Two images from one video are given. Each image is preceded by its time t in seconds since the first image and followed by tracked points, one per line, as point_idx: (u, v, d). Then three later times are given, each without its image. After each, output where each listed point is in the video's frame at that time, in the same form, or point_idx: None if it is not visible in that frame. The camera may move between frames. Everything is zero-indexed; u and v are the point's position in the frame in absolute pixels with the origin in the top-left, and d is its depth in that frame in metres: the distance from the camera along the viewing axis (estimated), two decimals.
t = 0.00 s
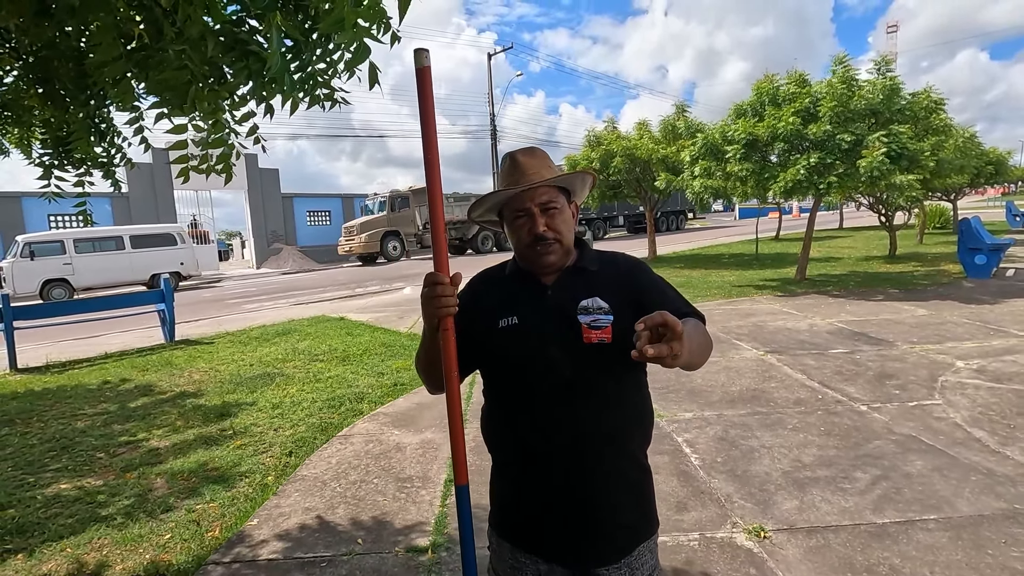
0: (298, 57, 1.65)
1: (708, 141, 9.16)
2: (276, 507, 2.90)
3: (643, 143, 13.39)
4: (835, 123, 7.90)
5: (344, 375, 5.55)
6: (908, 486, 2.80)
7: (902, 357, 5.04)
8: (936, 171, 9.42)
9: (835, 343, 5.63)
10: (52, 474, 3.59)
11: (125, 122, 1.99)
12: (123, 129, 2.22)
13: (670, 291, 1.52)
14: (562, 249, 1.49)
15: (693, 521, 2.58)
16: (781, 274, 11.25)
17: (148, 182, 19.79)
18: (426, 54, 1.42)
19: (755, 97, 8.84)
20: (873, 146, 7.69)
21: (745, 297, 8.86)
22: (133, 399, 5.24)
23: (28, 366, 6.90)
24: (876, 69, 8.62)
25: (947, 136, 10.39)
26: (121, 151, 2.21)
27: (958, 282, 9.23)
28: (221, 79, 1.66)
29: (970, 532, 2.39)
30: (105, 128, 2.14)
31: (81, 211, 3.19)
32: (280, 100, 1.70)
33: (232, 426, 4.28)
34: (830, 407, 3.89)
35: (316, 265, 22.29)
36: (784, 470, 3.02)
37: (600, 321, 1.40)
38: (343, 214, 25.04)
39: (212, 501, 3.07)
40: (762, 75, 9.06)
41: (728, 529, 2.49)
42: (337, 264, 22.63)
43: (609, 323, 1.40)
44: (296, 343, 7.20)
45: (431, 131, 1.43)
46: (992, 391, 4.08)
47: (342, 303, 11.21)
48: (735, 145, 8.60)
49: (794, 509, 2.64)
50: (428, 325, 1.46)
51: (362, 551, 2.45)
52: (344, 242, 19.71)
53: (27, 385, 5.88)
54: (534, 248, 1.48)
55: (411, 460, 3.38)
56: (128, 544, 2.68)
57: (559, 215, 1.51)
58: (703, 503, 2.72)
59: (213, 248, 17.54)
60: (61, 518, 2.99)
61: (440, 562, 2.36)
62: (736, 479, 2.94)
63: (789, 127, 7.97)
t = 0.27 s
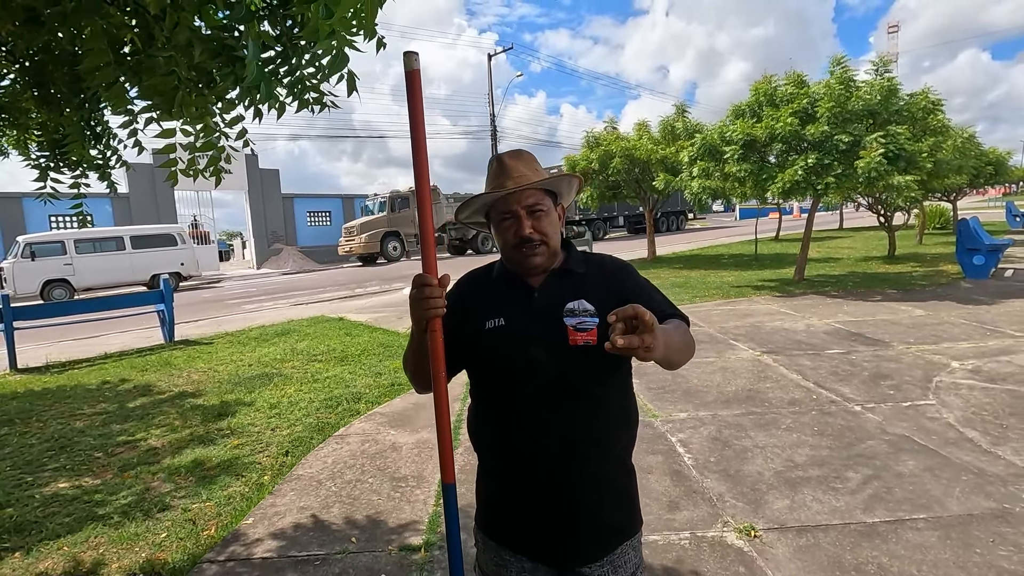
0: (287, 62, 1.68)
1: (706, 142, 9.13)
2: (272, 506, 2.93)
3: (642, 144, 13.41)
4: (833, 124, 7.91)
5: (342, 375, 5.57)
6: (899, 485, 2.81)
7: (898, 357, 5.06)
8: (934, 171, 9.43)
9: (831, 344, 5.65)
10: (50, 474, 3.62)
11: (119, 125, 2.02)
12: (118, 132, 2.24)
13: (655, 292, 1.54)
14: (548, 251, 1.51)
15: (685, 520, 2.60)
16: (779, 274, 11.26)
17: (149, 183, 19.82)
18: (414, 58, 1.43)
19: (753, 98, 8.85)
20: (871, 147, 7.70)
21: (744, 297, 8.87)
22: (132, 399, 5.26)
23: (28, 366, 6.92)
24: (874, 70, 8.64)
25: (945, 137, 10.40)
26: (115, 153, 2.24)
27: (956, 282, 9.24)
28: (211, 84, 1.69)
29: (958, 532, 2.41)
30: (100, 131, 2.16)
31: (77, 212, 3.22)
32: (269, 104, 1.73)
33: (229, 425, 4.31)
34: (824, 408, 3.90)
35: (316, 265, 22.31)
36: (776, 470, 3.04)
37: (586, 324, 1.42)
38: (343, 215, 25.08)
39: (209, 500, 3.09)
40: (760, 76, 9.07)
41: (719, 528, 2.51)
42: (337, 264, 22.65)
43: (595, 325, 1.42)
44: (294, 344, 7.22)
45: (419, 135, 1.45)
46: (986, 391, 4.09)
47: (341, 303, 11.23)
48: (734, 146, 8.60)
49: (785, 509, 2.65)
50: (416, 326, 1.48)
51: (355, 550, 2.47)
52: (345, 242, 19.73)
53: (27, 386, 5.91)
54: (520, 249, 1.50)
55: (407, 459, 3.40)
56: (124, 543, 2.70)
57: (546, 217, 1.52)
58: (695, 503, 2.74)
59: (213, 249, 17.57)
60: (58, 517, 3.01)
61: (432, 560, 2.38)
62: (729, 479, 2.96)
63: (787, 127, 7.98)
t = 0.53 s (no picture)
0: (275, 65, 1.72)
1: (704, 142, 9.17)
2: (267, 504, 2.95)
3: (641, 144, 13.44)
4: (830, 124, 7.93)
5: (339, 375, 5.60)
6: (889, 484, 2.83)
7: (892, 357, 5.08)
8: (931, 172, 9.46)
9: (827, 344, 5.67)
10: (47, 472, 3.64)
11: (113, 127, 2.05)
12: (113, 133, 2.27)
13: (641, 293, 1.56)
14: (535, 250, 1.52)
15: (676, 518, 2.62)
16: (777, 274, 11.29)
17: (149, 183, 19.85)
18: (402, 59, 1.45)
19: (751, 99, 8.88)
20: (868, 148, 7.72)
21: (741, 297, 8.89)
22: (130, 398, 5.28)
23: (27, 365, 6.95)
24: (871, 71, 8.66)
25: (943, 138, 10.42)
26: (110, 155, 2.27)
27: (954, 283, 9.26)
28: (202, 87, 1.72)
29: (946, 530, 2.43)
30: (95, 133, 2.19)
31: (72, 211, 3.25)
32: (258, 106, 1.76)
33: (226, 425, 4.33)
34: (818, 407, 3.92)
35: (316, 265, 22.34)
36: (768, 469, 3.05)
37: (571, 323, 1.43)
38: (343, 215, 25.11)
39: (204, 498, 3.11)
40: (758, 77, 9.09)
41: (709, 526, 2.53)
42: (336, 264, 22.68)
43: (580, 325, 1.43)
44: (293, 343, 7.24)
45: (406, 136, 1.47)
46: (979, 391, 4.11)
47: (340, 303, 11.25)
48: (731, 146, 8.61)
49: (775, 507, 2.67)
50: (403, 324, 1.50)
51: (348, 547, 2.49)
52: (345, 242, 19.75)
53: (26, 385, 5.93)
54: (506, 249, 1.52)
55: (401, 458, 3.42)
56: (120, 540, 2.72)
57: (532, 216, 1.54)
58: (686, 501, 2.76)
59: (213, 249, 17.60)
60: (55, 515, 3.03)
61: (424, 558, 2.40)
62: (720, 477, 2.98)
63: (784, 128, 8.00)
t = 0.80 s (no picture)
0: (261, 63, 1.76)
1: (701, 142, 9.22)
2: (260, 501, 2.96)
3: (638, 144, 13.47)
4: (826, 124, 7.95)
5: (335, 374, 5.61)
6: (878, 481, 2.85)
7: (886, 356, 5.10)
8: (927, 171, 9.48)
9: (821, 342, 5.69)
10: (43, 470, 3.66)
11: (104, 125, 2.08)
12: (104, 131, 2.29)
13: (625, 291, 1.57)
14: (518, 246, 1.53)
15: (665, 514, 2.64)
16: (775, 274, 11.30)
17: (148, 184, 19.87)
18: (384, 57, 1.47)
19: (747, 99, 8.90)
20: (864, 147, 7.74)
21: (738, 297, 8.91)
22: (127, 397, 5.30)
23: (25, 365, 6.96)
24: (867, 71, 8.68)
25: (939, 137, 10.45)
26: (102, 153, 2.29)
27: (950, 282, 9.28)
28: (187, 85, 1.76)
29: (934, 525, 2.45)
30: (87, 131, 2.21)
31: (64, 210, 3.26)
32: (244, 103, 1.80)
33: (221, 423, 4.34)
34: (810, 405, 3.94)
35: (315, 265, 22.36)
36: (759, 465, 3.07)
37: (553, 318, 1.43)
38: (342, 215, 25.13)
39: (198, 495, 3.13)
40: (754, 77, 9.11)
41: (699, 522, 2.55)
42: (335, 264, 22.68)
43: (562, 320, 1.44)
44: (290, 343, 7.26)
45: (389, 132, 1.48)
46: (971, 388, 4.13)
47: (338, 303, 11.27)
48: (728, 146, 8.63)
49: (765, 503, 2.69)
50: (386, 318, 1.52)
51: (340, 543, 2.51)
52: (343, 242, 19.77)
53: (23, 384, 5.95)
54: (489, 244, 1.53)
55: (395, 456, 3.44)
56: (114, 537, 2.74)
57: (514, 212, 1.55)
58: (677, 497, 2.78)
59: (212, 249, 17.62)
60: (50, 513, 3.05)
61: (414, 553, 2.42)
62: (711, 474, 3.00)
63: (780, 127, 8.02)
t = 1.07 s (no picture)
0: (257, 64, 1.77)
1: (699, 143, 9.26)
2: (258, 501, 2.97)
3: (637, 145, 13.48)
4: (825, 124, 7.96)
5: (334, 374, 5.61)
6: (876, 481, 2.86)
7: (884, 356, 5.10)
8: (926, 172, 9.49)
9: (820, 342, 5.70)
10: (41, 471, 3.65)
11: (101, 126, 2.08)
12: (101, 132, 2.30)
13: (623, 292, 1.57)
14: (516, 246, 1.54)
15: (663, 514, 2.64)
16: (773, 274, 11.31)
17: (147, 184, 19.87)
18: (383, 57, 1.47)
19: (745, 99, 8.91)
20: (862, 148, 7.75)
21: (737, 297, 8.91)
22: (125, 397, 5.30)
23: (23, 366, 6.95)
24: (866, 71, 8.69)
25: (938, 138, 10.46)
26: (100, 153, 2.29)
27: (949, 282, 9.28)
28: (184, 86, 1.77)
29: (931, 525, 2.45)
30: (85, 132, 2.22)
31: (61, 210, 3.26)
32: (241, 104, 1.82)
33: (220, 424, 4.34)
34: (808, 405, 3.95)
35: (314, 266, 22.36)
36: (757, 466, 3.08)
37: (551, 318, 1.41)
38: (341, 215, 25.12)
39: (197, 496, 3.13)
40: (753, 77, 9.12)
41: (696, 522, 2.55)
42: (334, 264, 22.67)
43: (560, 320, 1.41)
44: (289, 343, 7.26)
45: (389, 133, 1.49)
46: (969, 389, 4.13)
47: (337, 304, 11.27)
48: (727, 146, 8.64)
49: (762, 503, 2.70)
50: (386, 318, 1.52)
51: (338, 544, 2.51)
52: (343, 243, 19.76)
53: (22, 384, 5.95)
54: (487, 243, 1.53)
55: (393, 456, 3.44)
56: (112, 537, 2.74)
57: (512, 211, 1.56)
58: (674, 498, 2.78)
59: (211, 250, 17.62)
60: (48, 513, 3.05)
61: (412, 554, 2.42)
62: (709, 475, 3.00)
63: (779, 128, 8.04)
